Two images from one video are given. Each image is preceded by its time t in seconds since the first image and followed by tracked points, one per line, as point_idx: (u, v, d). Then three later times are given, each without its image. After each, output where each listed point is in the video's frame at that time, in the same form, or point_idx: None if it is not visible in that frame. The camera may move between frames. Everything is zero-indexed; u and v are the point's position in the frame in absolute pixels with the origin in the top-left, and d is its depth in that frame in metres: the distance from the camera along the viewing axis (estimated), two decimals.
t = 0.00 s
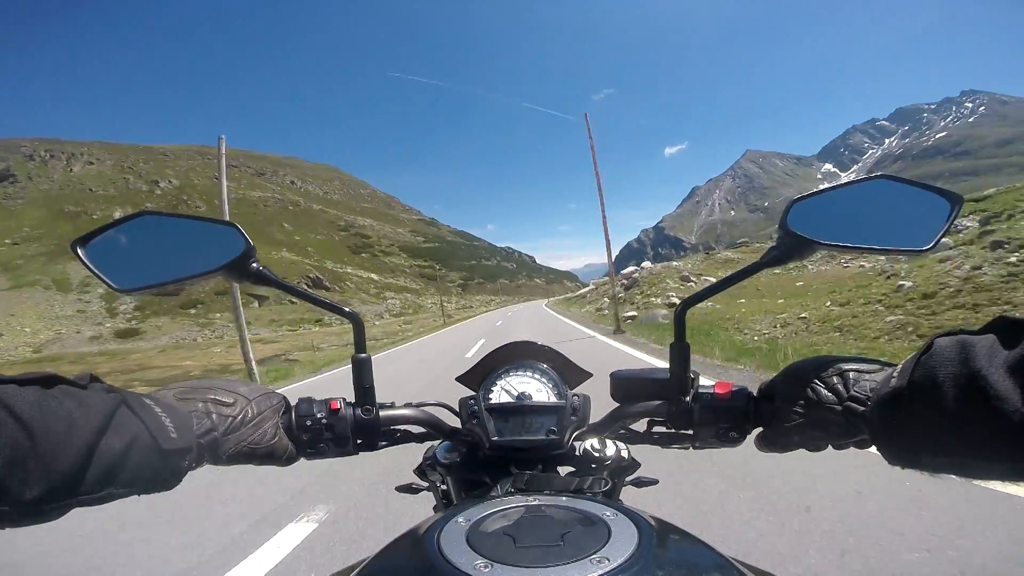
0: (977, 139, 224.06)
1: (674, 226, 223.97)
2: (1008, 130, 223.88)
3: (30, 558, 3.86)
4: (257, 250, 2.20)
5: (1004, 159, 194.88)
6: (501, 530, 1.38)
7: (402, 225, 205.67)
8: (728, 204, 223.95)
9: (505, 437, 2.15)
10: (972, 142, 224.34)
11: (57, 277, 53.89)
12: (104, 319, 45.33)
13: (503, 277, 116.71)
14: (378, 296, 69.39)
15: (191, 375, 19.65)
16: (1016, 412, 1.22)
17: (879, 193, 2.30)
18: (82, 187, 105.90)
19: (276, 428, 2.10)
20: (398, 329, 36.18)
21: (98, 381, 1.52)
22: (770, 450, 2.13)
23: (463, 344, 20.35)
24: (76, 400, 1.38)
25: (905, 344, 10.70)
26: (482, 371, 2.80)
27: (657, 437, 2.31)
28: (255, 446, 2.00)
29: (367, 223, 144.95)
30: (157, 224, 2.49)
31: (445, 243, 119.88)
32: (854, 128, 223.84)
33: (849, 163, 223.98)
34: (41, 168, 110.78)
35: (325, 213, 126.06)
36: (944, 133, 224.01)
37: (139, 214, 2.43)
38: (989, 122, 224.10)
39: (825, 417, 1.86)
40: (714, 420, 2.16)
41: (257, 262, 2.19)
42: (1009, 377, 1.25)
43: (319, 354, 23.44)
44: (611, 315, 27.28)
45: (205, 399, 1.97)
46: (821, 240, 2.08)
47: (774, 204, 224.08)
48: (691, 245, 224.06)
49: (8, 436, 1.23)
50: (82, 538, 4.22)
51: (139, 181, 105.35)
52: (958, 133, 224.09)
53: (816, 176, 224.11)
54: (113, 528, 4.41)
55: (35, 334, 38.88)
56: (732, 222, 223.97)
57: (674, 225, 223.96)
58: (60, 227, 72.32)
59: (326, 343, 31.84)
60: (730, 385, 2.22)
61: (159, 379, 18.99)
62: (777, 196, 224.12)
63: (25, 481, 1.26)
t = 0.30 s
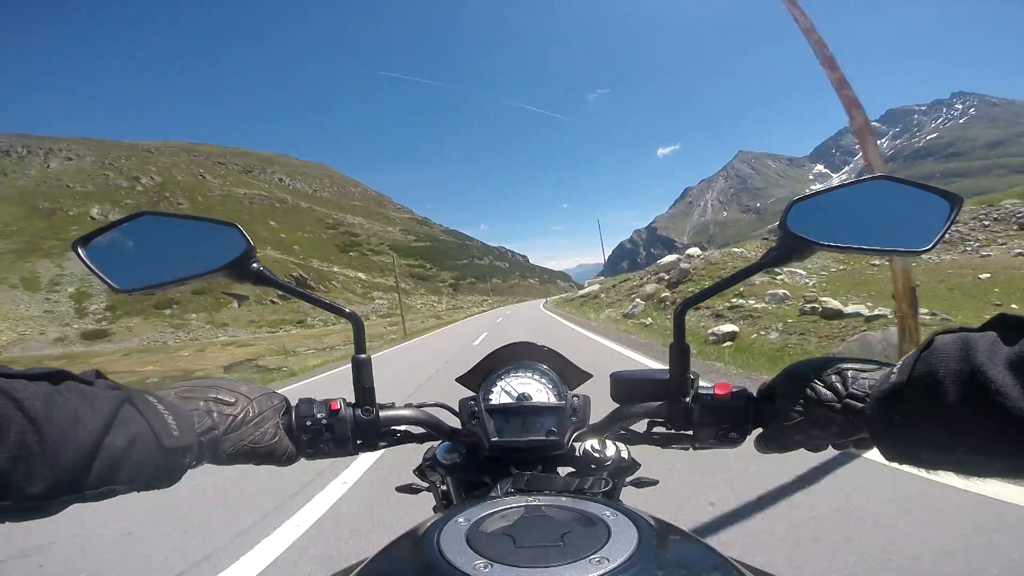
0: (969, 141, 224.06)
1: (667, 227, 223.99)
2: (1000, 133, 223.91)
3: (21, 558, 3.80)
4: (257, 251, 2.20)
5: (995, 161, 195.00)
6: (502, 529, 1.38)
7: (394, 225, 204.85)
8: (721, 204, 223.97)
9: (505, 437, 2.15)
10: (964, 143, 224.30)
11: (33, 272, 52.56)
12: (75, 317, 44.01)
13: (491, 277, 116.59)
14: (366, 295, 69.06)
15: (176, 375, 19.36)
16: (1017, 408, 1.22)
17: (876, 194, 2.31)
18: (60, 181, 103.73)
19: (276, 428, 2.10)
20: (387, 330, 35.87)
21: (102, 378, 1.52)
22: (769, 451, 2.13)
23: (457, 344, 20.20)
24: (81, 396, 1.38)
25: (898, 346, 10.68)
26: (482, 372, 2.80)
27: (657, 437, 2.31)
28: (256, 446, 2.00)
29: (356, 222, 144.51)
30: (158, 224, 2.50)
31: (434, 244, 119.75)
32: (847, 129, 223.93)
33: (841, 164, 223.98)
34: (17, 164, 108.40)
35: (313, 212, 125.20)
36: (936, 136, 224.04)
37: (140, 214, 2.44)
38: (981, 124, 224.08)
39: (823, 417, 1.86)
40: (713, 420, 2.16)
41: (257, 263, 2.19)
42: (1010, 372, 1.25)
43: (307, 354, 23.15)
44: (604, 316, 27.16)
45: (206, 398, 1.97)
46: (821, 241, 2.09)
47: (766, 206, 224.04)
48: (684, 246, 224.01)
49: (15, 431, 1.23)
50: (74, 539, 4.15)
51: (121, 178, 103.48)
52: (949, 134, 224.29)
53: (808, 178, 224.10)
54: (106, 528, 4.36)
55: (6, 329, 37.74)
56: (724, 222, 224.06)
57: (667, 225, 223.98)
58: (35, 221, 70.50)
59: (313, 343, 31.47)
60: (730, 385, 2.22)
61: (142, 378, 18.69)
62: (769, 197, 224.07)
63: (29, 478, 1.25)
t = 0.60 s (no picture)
0: (966, 146, 224.06)
1: (663, 229, 224.05)
2: (996, 137, 223.98)
3: (15, 560, 3.77)
4: (257, 253, 2.20)
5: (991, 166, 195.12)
6: (502, 530, 1.38)
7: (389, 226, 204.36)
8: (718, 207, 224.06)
9: (505, 437, 2.15)
10: (960, 147, 224.26)
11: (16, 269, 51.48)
12: (55, 313, 43.38)
13: (486, 280, 116.74)
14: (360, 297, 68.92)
15: (167, 375, 19.21)
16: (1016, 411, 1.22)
17: (876, 194, 2.32)
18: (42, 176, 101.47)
19: (276, 429, 2.10)
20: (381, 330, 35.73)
21: (100, 380, 1.51)
22: (768, 451, 2.13)
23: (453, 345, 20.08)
24: (78, 398, 1.37)
25: (893, 349, 10.69)
26: (482, 371, 2.80)
27: (658, 437, 2.31)
28: (255, 447, 2.00)
29: (351, 223, 144.15)
30: (158, 225, 2.51)
31: (428, 247, 119.67)
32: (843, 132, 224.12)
33: (838, 168, 224.04)
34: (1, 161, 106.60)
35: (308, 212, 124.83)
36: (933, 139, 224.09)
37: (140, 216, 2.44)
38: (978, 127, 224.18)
39: (825, 417, 1.86)
40: (713, 421, 2.16)
41: (257, 264, 2.19)
42: (1010, 374, 1.25)
43: (300, 354, 23.02)
44: (599, 317, 27.10)
45: (205, 399, 1.97)
46: (822, 242, 2.10)
47: (763, 208, 224.03)
48: (681, 248, 223.96)
49: (13, 434, 1.22)
50: (73, 541, 4.12)
51: (109, 174, 102.12)
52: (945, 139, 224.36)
53: (805, 181, 224.10)
54: (103, 529, 4.34)
55: None
56: (721, 224, 224.07)
57: (663, 228, 224.06)
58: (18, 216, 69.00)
59: (305, 341, 31.27)
60: (730, 386, 2.22)
61: (134, 377, 18.54)
62: (767, 200, 224.06)
63: (26, 481, 1.25)
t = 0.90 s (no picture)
0: (961, 142, 224.04)
1: (659, 226, 223.96)
2: (991, 133, 224.05)
3: (9, 562, 3.73)
4: (257, 250, 2.19)
5: (986, 162, 195.28)
6: (502, 529, 1.38)
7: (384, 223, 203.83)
8: (714, 204, 223.96)
9: (505, 436, 2.15)
10: (956, 143, 224.31)
11: None
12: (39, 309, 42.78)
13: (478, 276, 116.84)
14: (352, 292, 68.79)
15: (158, 372, 19.03)
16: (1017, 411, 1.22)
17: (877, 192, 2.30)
18: (27, 171, 100.11)
19: (276, 428, 2.10)
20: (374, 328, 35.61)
21: (101, 380, 1.50)
22: (768, 450, 2.13)
23: (448, 344, 19.96)
24: (79, 398, 1.37)
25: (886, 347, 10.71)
26: (481, 370, 2.80)
27: (658, 437, 2.31)
28: (255, 447, 2.00)
29: (344, 219, 143.90)
30: (157, 223, 2.50)
31: (421, 243, 119.69)
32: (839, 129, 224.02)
33: (833, 165, 223.97)
34: None
35: (301, 208, 124.54)
36: (928, 136, 224.04)
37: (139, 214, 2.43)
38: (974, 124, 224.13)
39: (824, 416, 1.86)
40: (714, 420, 2.16)
41: (257, 262, 2.19)
42: (1009, 374, 1.25)
43: (291, 353, 22.84)
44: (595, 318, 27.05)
45: (205, 399, 1.96)
46: (821, 241, 2.09)
47: (759, 205, 224.05)
48: (677, 245, 223.97)
49: (14, 435, 1.22)
50: (69, 542, 4.09)
51: (99, 171, 101.21)
52: (941, 135, 224.16)
53: (801, 178, 224.06)
54: (100, 529, 4.31)
55: None
56: (717, 221, 223.99)
57: (659, 225, 223.98)
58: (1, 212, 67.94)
59: (296, 339, 31.08)
60: (730, 385, 2.21)
61: (122, 375, 18.35)
62: (762, 197, 224.08)
63: (29, 481, 1.25)
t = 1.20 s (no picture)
0: (953, 140, 223.96)
1: (653, 226, 223.96)
2: (984, 130, 223.97)
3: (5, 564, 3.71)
4: (257, 251, 2.19)
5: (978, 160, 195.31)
6: (502, 529, 1.38)
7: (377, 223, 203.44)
8: (708, 203, 223.99)
9: (505, 436, 2.15)
10: (948, 141, 224.14)
11: None
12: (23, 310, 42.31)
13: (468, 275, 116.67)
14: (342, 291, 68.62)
15: (149, 374, 18.91)
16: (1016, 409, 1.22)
17: (876, 193, 2.31)
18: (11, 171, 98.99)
19: (276, 429, 2.10)
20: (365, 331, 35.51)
21: (101, 381, 1.50)
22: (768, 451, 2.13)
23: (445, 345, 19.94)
24: (80, 398, 1.37)
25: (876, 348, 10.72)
26: (481, 371, 2.80)
27: (657, 437, 2.31)
28: (256, 447, 2.00)
29: (336, 219, 143.66)
30: (157, 225, 2.50)
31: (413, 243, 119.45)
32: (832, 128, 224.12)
33: (826, 164, 224.03)
34: None
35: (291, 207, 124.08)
36: (921, 134, 223.98)
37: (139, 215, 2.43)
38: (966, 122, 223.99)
39: (823, 416, 1.86)
40: (713, 420, 2.16)
41: (257, 263, 2.19)
42: (1010, 374, 1.25)
43: (282, 355, 22.73)
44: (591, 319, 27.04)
45: (205, 400, 1.96)
46: (820, 241, 2.09)
47: (753, 204, 223.99)
48: (671, 245, 224.00)
49: (14, 435, 1.22)
50: (66, 543, 4.07)
51: (86, 172, 100.56)
52: (934, 134, 224.17)
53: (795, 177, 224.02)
54: (97, 531, 4.29)
55: None
56: (712, 221, 224.03)
57: (653, 225, 223.98)
58: None
59: (286, 341, 30.96)
60: (730, 386, 2.21)
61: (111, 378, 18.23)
62: (756, 196, 224.10)
63: (29, 481, 1.25)
